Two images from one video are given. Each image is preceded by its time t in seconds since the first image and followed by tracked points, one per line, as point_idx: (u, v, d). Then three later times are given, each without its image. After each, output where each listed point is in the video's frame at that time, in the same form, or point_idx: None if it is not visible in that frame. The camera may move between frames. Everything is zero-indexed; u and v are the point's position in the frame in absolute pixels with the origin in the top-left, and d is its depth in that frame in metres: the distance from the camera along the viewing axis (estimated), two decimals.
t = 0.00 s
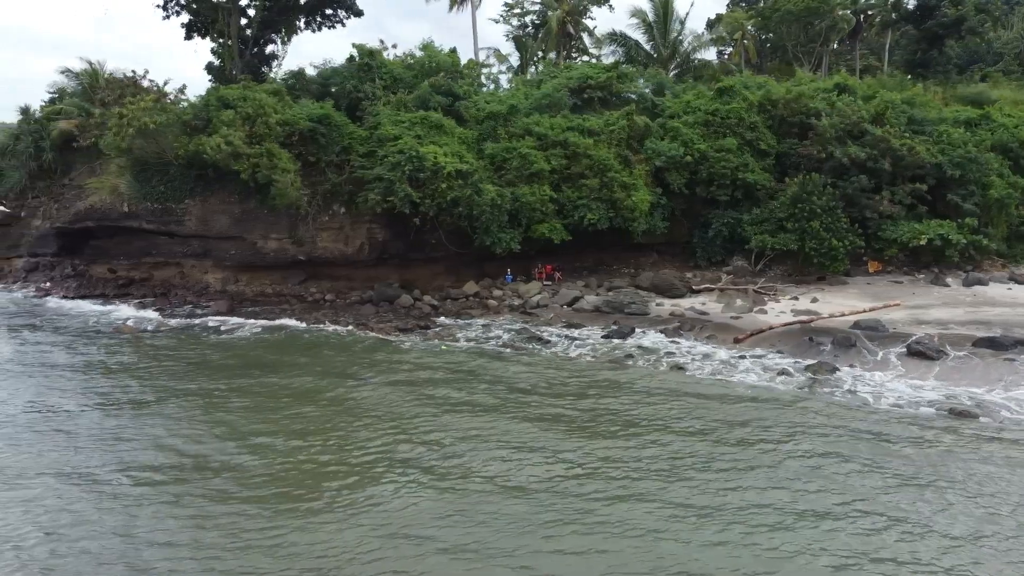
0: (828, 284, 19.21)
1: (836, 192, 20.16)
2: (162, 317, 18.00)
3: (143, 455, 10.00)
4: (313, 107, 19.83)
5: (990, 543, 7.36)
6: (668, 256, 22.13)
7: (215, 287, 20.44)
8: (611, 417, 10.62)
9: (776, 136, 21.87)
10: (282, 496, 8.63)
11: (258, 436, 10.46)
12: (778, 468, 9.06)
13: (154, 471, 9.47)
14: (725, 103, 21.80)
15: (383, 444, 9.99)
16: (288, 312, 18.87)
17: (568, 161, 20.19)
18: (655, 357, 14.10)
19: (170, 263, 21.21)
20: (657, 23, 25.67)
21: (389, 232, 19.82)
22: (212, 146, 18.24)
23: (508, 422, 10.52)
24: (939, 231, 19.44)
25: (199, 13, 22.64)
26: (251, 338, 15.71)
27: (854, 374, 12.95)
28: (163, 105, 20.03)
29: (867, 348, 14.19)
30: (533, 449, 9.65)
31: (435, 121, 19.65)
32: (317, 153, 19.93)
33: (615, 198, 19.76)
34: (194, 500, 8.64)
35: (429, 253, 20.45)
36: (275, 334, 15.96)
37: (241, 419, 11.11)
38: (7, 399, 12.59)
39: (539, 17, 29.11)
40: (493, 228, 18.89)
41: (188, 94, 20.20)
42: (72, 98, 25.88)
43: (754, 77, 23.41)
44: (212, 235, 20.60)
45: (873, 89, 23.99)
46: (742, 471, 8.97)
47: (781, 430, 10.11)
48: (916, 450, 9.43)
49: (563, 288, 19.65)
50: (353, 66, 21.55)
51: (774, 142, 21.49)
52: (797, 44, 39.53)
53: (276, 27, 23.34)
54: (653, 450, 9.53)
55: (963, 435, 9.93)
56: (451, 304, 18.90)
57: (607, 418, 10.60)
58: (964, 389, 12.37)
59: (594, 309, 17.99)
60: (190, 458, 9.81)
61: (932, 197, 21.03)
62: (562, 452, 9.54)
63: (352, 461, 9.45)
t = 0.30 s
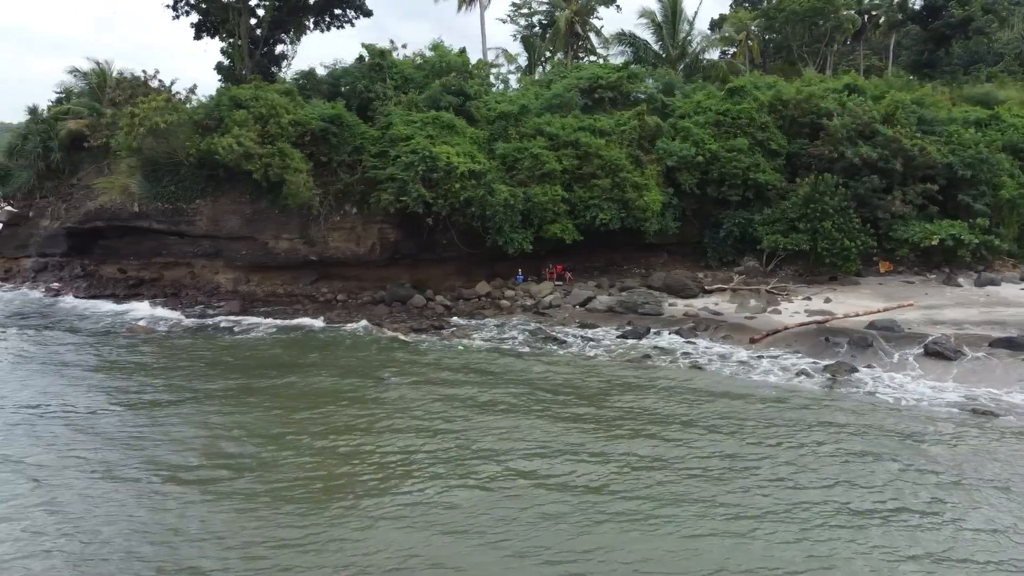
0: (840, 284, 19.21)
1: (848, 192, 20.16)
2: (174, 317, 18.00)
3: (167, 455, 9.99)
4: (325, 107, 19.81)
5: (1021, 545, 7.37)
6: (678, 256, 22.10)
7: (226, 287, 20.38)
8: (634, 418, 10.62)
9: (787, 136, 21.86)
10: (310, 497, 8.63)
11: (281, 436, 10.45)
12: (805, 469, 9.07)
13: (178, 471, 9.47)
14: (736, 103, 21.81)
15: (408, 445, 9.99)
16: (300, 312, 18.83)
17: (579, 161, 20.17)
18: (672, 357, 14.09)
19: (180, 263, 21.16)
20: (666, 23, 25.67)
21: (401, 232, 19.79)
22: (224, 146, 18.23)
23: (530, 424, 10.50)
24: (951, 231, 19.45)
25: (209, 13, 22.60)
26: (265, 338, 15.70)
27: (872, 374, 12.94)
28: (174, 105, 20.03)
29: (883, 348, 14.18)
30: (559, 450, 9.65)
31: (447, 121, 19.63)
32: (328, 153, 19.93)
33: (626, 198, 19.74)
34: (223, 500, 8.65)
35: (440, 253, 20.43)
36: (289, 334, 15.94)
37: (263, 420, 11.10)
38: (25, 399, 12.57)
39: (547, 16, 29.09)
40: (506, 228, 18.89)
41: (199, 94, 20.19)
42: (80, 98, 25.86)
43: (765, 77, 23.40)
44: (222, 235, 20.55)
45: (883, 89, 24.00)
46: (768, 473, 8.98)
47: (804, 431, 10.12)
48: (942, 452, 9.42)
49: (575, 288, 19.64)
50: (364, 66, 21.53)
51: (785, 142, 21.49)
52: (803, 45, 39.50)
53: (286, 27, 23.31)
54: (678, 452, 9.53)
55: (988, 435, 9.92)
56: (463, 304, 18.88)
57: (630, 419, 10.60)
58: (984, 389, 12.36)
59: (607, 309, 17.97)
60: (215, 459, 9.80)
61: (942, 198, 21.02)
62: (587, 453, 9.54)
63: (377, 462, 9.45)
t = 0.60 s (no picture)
0: (852, 284, 19.23)
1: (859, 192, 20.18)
2: (187, 317, 17.99)
3: (192, 454, 9.97)
4: (336, 107, 19.80)
5: None
6: (688, 255, 22.10)
7: (237, 287, 20.35)
8: (658, 419, 10.63)
9: (797, 136, 21.86)
10: (339, 498, 8.63)
11: (305, 437, 10.45)
12: (832, 469, 9.09)
13: (204, 471, 9.48)
14: (746, 103, 21.82)
15: (432, 446, 9.98)
16: (313, 312, 18.81)
17: (591, 161, 20.16)
18: (689, 357, 14.10)
19: (190, 263, 21.13)
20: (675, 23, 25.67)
21: (412, 232, 19.77)
22: (237, 146, 18.22)
23: (554, 425, 10.51)
24: (962, 231, 19.47)
25: (219, 12, 22.57)
26: (280, 339, 15.69)
27: (891, 374, 12.94)
28: (185, 104, 20.03)
29: (900, 348, 14.19)
30: (585, 452, 9.66)
31: (459, 121, 19.62)
32: (340, 153, 19.93)
33: (638, 198, 19.75)
34: (251, 501, 8.63)
35: (450, 253, 20.41)
36: (304, 335, 15.93)
37: (284, 421, 11.08)
38: (43, 399, 12.53)
39: (555, 16, 29.09)
40: (518, 228, 18.89)
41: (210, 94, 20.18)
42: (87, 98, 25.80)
43: (774, 77, 23.41)
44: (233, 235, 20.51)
45: (892, 89, 24.02)
46: (795, 474, 8.99)
47: (828, 432, 10.13)
48: (968, 451, 9.42)
49: (587, 288, 19.64)
50: (375, 66, 21.52)
51: (795, 142, 21.50)
52: (809, 45, 39.48)
53: (296, 27, 23.28)
54: (704, 454, 9.55)
55: (1012, 434, 9.93)
56: (476, 304, 18.88)
57: (653, 420, 10.61)
58: (1003, 390, 12.35)
59: (620, 309, 17.97)
60: (239, 459, 9.78)
61: (953, 197, 21.03)
62: (614, 457, 9.55)
63: (404, 463, 9.46)
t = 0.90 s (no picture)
0: (863, 284, 19.24)
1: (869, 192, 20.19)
2: (200, 317, 18.00)
3: (215, 453, 9.94)
4: (347, 107, 19.78)
5: None
6: (697, 255, 22.09)
7: (247, 287, 20.29)
8: (680, 420, 10.62)
9: (806, 136, 21.86)
10: (366, 497, 8.61)
11: (327, 437, 10.42)
12: (859, 469, 9.09)
13: (230, 470, 9.47)
14: (756, 103, 21.84)
15: (456, 447, 9.95)
16: (324, 313, 18.76)
17: (601, 161, 20.15)
18: (705, 356, 14.09)
19: (200, 263, 21.07)
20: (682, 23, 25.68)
21: (422, 232, 19.74)
22: (248, 146, 18.20)
23: (577, 426, 10.50)
24: (973, 231, 19.48)
25: (228, 12, 22.52)
26: (295, 339, 15.66)
27: (909, 374, 12.93)
28: (195, 104, 20.01)
29: (915, 348, 14.19)
30: (610, 453, 9.66)
31: (469, 121, 19.61)
32: (350, 153, 19.91)
33: (649, 198, 19.74)
34: (280, 500, 8.61)
35: (461, 253, 20.37)
36: (318, 335, 15.91)
37: (304, 421, 11.06)
38: (60, 398, 12.50)
39: (562, 16, 29.09)
40: (529, 228, 18.88)
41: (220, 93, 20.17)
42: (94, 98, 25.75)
43: (783, 77, 23.43)
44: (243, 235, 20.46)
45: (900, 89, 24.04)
46: (821, 475, 8.99)
47: (852, 432, 10.12)
48: (994, 451, 9.42)
49: (598, 288, 19.62)
50: (384, 66, 21.49)
51: (804, 142, 21.50)
52: (813, 45, 39.45)
53: (304, 26, 23.25)
54: (730, 454, 9.55)
55: None
56: (487, 304, 18.84)
57: (676, 420, 10.61)
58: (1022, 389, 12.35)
59: (633, 309, 17.95)
60: (263, 458, 9.76)
61: (962, 197, 21.05)
62: (638, 458, 9.54)
63: (429, 464, 9.45)
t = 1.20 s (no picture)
0: (874, 284, 19.25)
1: (880, 192, 20.20)
2: (212, 317, 17.95)
3: (238, 451, 9.89)
4: (358, 107, 19.78)
5: None
6: (707, 255, 22.08)
7: (257, 287, 20.21)
8: (702, 420, 10.63)
9: (816, 136, 21.87)
10: (394, 496, 8.58)
11: (350, 436, 10.41)
12: (887, 470, 9.10)
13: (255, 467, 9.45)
14: (765, 103, 21.87)
15: (480, 447, 9.93)
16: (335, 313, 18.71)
17: (611, 160, 20.14)
18: (722, 355, 14.10)
19: (209, 263, 21.01)
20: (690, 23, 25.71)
21: (433, 232, 19.70)
22: (259, 145, 18.20)
23: (600, 426, 10.50)
24: (983, 231, 19.51)
25: (236, 11, 22.47)
26: (310, 339, 15.66)
27: (927, 373, 12.93)
28: (205, 103, 19.99)
29: (931, 348, 14.19)
30: (635, 453, 9.65)
31: (480, 120, 19.59)
32: (361, 152, 19.90)
33: (659, 197, 19.75)
34: (308, 497, 8.60)
35: (471, 253, 20.33)
36: (332, 335, 15.89)
37: (325, 420, 11.04)
38: (77, 397, 12.44)
39: (568, 15, 29.09)
40: (541, 227, 18.86)
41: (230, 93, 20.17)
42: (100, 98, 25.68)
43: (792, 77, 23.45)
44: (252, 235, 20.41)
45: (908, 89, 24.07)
46: (849, 474, 8.99)
47: (875, 431, 10.13)
48: (1020, 450, 9.41)
49: (609, 288, 19.60)
50: (394, 65, 21.48)
51: (814, 142, 21.51)
52: (816, 45, 39.47)
53: (313, 26, 23.22)
54: (755, 454, 9.56)
55: None
56: (499, 304, 18.80)
57: (697, 421, 10.62)
58: None
59: (645, 309, 17.92)
60: (287, 456, 9.71)
61: (971, 197, 21.08)
62: (664, 458, 9.52)
63: (454, 464, 9.43)
